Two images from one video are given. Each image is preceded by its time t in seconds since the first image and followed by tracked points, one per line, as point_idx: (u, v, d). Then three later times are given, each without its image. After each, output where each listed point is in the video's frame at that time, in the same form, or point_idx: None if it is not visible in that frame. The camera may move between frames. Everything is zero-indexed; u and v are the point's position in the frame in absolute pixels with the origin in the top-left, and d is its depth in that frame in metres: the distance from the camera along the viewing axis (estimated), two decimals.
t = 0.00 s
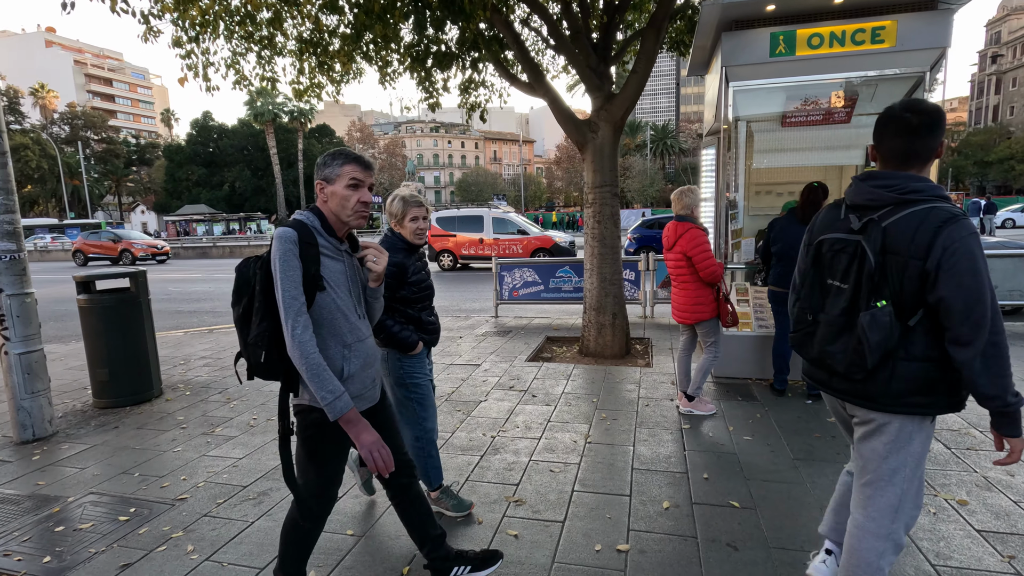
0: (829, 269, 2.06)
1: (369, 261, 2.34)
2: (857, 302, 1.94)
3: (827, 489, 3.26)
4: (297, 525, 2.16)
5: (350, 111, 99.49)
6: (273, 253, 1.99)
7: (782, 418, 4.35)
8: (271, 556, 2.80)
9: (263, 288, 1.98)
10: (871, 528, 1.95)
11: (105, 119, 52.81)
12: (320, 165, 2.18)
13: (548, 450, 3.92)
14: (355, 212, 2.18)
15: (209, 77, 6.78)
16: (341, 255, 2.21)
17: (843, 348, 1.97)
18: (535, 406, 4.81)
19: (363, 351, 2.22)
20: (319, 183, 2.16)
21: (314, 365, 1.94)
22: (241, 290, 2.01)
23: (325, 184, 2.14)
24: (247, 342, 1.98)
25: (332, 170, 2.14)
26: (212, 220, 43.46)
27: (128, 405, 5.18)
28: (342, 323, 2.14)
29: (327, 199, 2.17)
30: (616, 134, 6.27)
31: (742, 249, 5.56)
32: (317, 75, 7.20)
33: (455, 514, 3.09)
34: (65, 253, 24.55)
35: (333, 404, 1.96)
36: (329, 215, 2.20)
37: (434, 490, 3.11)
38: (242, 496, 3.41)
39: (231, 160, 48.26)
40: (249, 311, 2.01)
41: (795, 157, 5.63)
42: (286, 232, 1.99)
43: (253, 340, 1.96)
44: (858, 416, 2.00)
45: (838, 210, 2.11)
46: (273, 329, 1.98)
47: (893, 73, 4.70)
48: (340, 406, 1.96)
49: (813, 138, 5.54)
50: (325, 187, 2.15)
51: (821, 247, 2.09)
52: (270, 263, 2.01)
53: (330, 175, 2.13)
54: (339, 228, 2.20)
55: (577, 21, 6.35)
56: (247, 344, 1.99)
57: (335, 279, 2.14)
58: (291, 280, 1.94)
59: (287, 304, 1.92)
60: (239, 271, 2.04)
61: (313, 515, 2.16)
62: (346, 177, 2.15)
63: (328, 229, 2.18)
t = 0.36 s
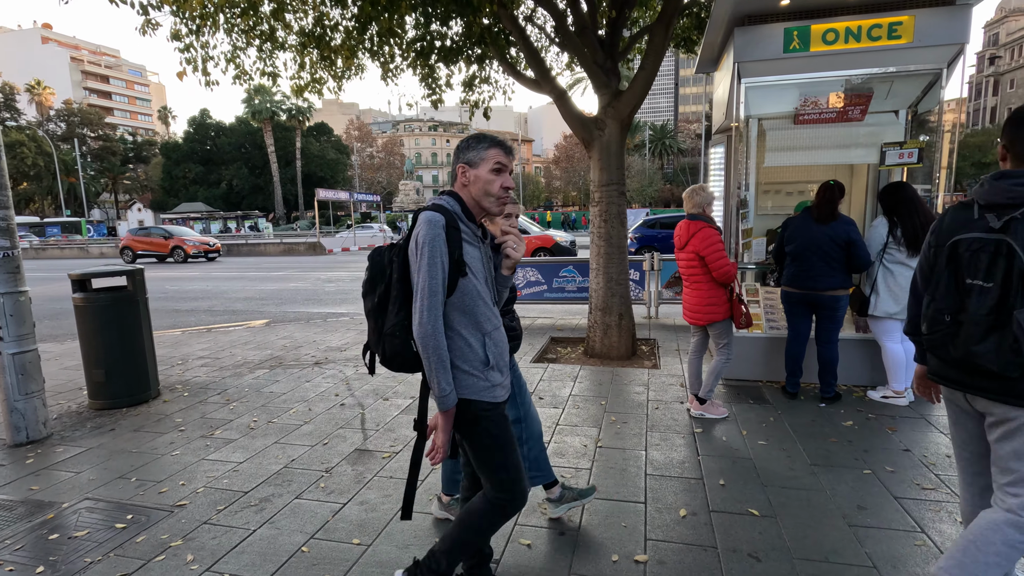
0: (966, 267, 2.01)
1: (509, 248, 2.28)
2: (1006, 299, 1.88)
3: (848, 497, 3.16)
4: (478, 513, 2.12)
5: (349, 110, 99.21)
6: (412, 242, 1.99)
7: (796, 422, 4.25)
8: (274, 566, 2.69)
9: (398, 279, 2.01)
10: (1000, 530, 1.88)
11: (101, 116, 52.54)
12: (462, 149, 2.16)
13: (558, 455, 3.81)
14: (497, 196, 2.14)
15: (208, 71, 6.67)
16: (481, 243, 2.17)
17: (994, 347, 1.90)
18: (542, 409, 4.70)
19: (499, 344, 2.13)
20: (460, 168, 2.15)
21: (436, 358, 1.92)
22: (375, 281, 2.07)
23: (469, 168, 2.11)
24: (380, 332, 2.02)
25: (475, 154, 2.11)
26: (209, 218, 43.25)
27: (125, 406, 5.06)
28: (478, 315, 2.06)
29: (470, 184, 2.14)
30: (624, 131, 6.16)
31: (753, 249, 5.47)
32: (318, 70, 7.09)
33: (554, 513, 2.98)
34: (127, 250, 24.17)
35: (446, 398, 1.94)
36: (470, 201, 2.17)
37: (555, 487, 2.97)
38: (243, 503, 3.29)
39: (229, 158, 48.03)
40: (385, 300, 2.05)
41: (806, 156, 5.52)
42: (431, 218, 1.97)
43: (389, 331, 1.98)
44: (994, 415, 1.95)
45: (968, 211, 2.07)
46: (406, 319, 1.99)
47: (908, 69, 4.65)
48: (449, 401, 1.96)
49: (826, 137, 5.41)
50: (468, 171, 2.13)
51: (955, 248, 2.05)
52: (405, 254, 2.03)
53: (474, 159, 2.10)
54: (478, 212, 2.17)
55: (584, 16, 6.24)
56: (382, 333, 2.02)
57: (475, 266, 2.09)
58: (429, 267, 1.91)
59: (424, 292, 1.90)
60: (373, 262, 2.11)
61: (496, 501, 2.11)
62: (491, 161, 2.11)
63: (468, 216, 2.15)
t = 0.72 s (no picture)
0: None
1: (642, 266, 2.26)
2: None
3: (855, 500, 3.15)
4: (664, 540, 1.99)
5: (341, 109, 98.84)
6: (554, 262, 1.96)
7: (799, 424, 4.23)
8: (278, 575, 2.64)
9: (534, 299, 2.00)
10: None
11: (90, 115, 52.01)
12: (600, 161, 2.12)
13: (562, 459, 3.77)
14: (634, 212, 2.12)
15: (204, 70, 6.59)
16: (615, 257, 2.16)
17: None
18: (544, 412, 4.67)
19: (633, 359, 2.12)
20: (598, 182, 2.11)
21: (576, 382, 1.91)
22: (508, 301, 2.05)
23: (610, 183, 2.08)
24: (517, 354, 2.01)
25: (614, 167, 2.08)
26: (200, 218, 42.92)
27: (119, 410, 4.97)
28: (616, 329, 2.05)
29: (606, 198, 2.12)
30: (624, 132, 6.13)
31: (754, 250, 5.43)
32: (315, 69, 7.03)
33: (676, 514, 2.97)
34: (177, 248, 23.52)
35: (570, 422, 1.94)
36: (605, 215, 2.15)
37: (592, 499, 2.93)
38: (244, 510, 3.23)
39: (220, 157, 47.68)
40: (519, 320, 2.03)
41: (808, 157, 5.54)
42: (576, 237, 1.93)
43: (525, 353, 1.98)
44: None
45: None
46: (543, 341, 1.99)
47: (910, 72, 4.64)
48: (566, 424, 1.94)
49: (827, 138, 5.43)
50: (606, 185, 2.10)
51: None
52: (542, 275, 2.01)
53: (614, 174, 2.07)
54: (614, 228, 2.15)
55: (584, 17, 6.22)
56: (518, 355, 2.02)
57: (614, 281, 2.08)
58: (577, 290, 1.88)
59: (570, 315, 1.88)
60: (503, 281, 2.08)
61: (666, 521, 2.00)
62: (632, 175, 2.08)
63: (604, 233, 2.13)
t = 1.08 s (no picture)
0: None
1: (766, 249, 2.27)
2: None
3: (847, 499, 3.18)
4: (685, 530, 2.05)
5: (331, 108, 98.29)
6: (686, 243, 1.95)
7: (791, 424, 4.26)
8: None
9: (660, 282, 2.00)
10: None
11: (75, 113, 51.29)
12: (729, 141, 2.10)
13: (557, 459, 3.78)
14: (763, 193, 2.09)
15: (194, 69, 6.53)
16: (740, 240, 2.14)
17: None
18: (538, 412, 4.67)
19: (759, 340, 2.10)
20: (728, 162, 2.09)
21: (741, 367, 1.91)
22: (629, 283, 2.06)
23: (741, 163, 2.05)
24: (636, 337, 2.04)
25: (747, 147, 2.05)
26: (188, 218, 42.54)
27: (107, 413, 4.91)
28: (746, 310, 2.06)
29: (736, 178, 2.09)
30: (616, 133, 6.13)
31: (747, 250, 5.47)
32: (307, 69, 6.99)
33: (740, 522, 2.90)
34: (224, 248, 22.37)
35: (773, 410, 1.91)
36: (734, 196, 2.12)
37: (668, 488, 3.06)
38: (237, 512, 3.21)
39: (207, 157, 47.23)
40: (640, 302, 2.03)
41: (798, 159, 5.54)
42: (713, 217, 1.91)
43: (647, 336, 2.00)
44: None
45: None
46: (665, 323, 2.00)
47: (899, 75, 4.69)
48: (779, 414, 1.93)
49: (817, 140, 5.48)
50: (736, 165, 2.07)
51: None
52: (668, 256, 2.00)
53: (747, 153, 2.03)
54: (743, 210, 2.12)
55: (576, 18, 6.22)
56: (637, 337, 2.04)
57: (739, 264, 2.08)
58: (721, 272, 1.87)
59: (714, 297, 1.87)
60: (622, 262, 2.08)
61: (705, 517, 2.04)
62: (763, 156, 2.05)
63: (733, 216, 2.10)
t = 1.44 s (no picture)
0: None
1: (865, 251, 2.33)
2: None
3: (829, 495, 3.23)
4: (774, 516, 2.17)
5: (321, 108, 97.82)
6: (795, 244, 2.04)
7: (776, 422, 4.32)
8: None
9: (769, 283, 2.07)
10: None
11: (59, 111, 50.63)
12: (828, 148, 2.18)
13: (544, 458, 3.80)
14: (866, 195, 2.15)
15: (181, 68, 6.50)
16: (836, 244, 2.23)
17: None
18: (526, 411, 4.70)
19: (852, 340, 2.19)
20: (830, 167, 2.17)
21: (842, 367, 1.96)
22: (736, 286, 2.11)
23: (841, 168, 2.13)
24: (745, 338, 2.10)
25: (847, 153, 2.12)
26: (176, 218, 42.18)
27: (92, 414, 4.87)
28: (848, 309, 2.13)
29: (837, 183, 2.17)
30: (605, 134, 6.18)
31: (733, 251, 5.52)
32: (296, 68, 6.97)
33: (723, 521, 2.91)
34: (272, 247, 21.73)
35: (855, 409, 1.94)
36: (836, 200, 2.19)
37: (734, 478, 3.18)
38: (223, 512, 3.20)
39: (195, 156, 46.81)
40: (749, 304, 2.09)
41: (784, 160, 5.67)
42: (823, 218, 2.00)
43: (756, 336, 2.08)
44: None
45: None
46: (773, 323, 2.08)
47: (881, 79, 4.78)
48: (854, 411, 1.94)
49: (802, 141, 5.58)
50: (837, 171, 2.15)
51: None
52: (776, 257, 2.08)
53: (849, 159, 2.11)
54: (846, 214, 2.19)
55: (566, 19, 6.27)
56: (745, 338, 2.10)
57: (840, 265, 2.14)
58: (833, 271, 1.96)
59: (827, 295, 1.95)
60: (728, 265, 2.13)
61: (795, 501, 2.14)
62: (863, 160, 2.12)
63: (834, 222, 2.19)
